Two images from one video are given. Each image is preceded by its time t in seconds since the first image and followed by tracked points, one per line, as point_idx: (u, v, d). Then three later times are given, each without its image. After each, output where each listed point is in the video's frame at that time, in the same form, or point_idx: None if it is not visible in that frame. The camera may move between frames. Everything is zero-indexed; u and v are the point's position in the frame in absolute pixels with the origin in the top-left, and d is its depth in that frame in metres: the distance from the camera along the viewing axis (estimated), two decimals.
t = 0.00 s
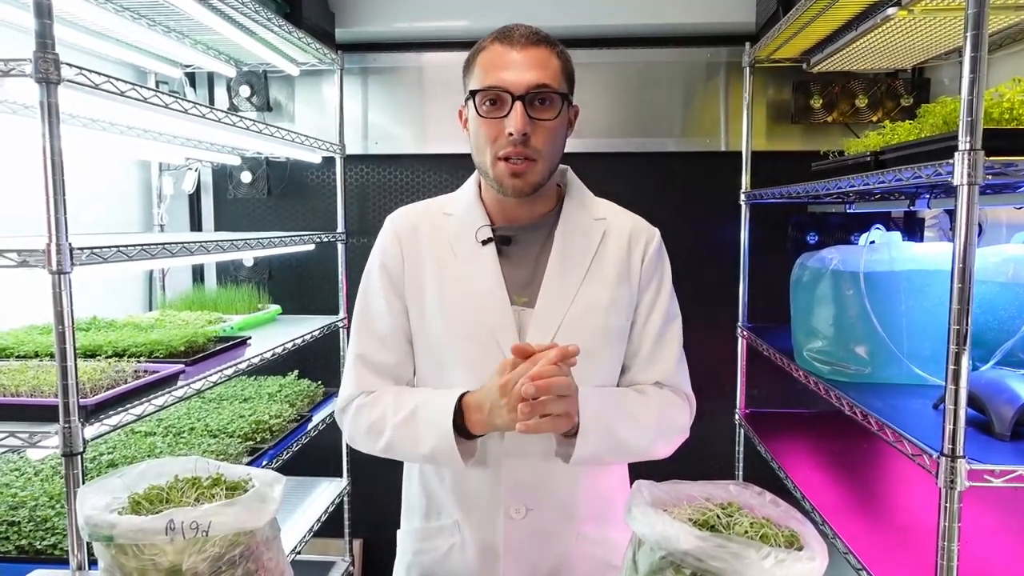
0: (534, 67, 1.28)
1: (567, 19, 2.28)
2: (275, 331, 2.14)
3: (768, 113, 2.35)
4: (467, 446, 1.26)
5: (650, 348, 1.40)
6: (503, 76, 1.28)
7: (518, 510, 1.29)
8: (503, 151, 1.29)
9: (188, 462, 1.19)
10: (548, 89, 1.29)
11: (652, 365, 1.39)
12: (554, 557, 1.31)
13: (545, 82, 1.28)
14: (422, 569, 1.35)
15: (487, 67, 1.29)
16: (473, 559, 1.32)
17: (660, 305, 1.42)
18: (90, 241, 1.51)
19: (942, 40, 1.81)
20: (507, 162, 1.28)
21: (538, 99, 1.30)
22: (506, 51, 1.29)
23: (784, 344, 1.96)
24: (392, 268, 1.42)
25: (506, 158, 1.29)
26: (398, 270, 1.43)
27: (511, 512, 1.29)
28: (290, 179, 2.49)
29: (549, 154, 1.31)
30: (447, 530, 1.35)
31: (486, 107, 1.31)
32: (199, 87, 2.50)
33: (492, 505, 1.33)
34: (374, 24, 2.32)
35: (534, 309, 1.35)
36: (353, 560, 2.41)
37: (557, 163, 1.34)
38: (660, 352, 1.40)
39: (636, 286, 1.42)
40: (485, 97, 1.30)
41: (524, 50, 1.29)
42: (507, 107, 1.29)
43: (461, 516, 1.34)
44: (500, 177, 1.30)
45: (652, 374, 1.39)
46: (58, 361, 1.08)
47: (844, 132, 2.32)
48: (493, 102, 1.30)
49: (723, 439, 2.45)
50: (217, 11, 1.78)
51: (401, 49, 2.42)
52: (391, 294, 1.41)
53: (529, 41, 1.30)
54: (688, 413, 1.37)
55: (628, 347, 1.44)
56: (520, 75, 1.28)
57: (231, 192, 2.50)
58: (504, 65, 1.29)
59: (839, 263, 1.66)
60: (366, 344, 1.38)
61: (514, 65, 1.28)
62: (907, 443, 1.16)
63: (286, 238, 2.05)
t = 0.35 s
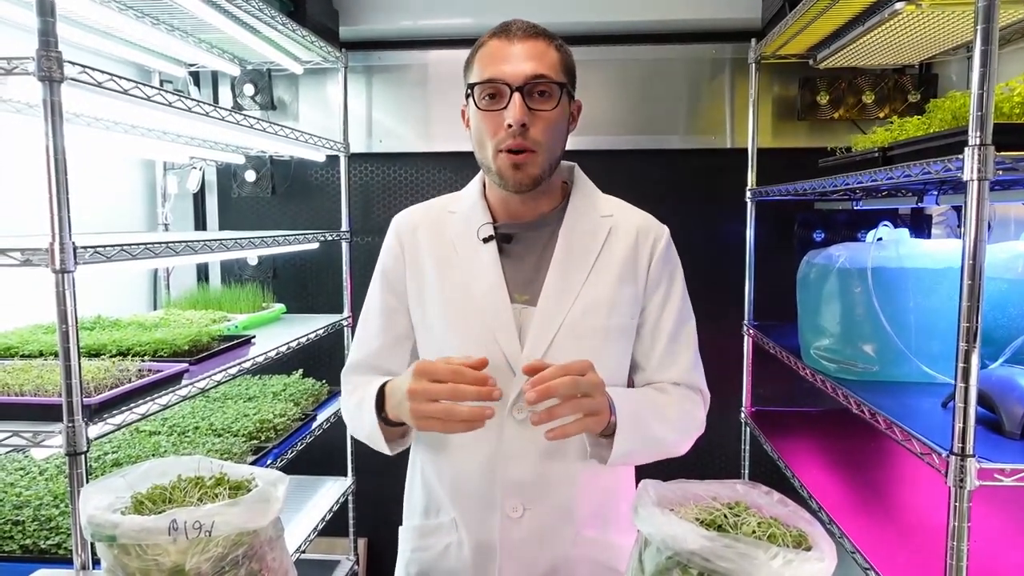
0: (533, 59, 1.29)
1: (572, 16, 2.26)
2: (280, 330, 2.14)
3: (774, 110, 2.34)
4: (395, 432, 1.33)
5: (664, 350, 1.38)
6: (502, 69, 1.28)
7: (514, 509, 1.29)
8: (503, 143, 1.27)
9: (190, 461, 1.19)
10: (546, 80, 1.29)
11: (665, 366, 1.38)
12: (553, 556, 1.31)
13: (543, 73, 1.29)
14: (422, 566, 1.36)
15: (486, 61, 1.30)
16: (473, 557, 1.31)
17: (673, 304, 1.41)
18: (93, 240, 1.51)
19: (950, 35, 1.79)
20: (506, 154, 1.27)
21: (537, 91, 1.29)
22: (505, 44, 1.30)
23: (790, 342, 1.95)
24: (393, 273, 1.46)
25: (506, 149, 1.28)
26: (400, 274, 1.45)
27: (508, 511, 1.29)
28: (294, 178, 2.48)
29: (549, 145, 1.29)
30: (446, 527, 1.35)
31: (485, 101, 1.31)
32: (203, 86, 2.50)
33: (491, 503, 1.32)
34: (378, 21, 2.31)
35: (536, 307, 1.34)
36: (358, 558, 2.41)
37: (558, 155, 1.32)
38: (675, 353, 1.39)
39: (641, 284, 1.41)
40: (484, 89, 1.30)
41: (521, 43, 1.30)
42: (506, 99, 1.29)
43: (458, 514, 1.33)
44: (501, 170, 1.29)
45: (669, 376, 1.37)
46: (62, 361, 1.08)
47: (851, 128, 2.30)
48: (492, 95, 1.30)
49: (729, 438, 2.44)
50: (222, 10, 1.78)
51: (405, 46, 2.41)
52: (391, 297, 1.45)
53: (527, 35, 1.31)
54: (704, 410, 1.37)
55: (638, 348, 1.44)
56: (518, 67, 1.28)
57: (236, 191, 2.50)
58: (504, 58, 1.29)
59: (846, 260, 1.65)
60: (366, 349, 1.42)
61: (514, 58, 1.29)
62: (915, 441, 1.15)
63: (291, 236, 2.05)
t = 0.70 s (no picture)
0: (542, 65, 1.29)
1: (576, 23, 2.27)
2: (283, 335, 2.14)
3: (779, 118, 2.34)
4: (365, 381, 1.28)
5: (663, 355, 1.38)
6: (512, 75, 1.28)
7: (514, 513, 1.29)
8: (509, 146, 1.27)
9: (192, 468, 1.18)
10: (555, 86, 1.29)
11: (666, 373, 1.38)
12: (552, 562, 1.30)
13: (552, 80, 1.29)
14: (421, 571, 1.35)
15: (496, 67, 1.30)
16: (472, 564, 1.31)
17: (675, 311, 1.40)
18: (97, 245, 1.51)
19: (957, 44, 1.79)
20: (513, 156, 1.27)
21: (545, 97, 1.29)
22: (516, 52, 1.30)
23: (795, 350, 1.94)
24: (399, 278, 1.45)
25: (513, 153, 1.28)
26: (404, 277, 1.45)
27: (508, 515, 1.29)
28: (298, 183, 2.49)
29: (555, 150, 1.29)
30: (445, 533, 1.34)
31: (495, 106, 1.30)
32: (208, 91, 2.51)
33: (490, 510, 1.31)
34: (384, 27, 2.32)
35: (539, 313, 1.34)
36: (360, 565, 2.40)
37: (564, 161, 1.32)
38: (677, 361, 1.38)
39: (645, 291, 1.41)
40: (494, 94, 1.30)
41: (532, 50, 1.30)
42: (515, 103, 1.28)
43: (458, 519, 1.33)
44: (507, 173, 1.29)
45: (667, 383, 1.37)
46: (65, 366, 1.08)
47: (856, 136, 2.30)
48: (501, 100, 1.30)
49: (732, 446, 2.43)
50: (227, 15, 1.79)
51: (411, 53, 2.41)
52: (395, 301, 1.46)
53: (538, 43, 1.32)
54: (703, 419, 1.36)
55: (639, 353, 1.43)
56: (528, 74, 1.28)
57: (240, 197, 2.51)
58: (514, 65, 1.29)
59: (851, 267, 1.64)
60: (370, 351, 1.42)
61: (523, 64, 1.29)
62: (922, 451, 1.14)
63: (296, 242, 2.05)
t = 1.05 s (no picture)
0: (546, 70, 1.28)
1: (583, 21, 2.26)
2: (289, 331, 2.14)
3: (786, 116, 2.33)
4: (407, 379, 1.25)
5: (667, 352, 1.37)
6: (516, 79, 1.28)
7: (515, 509, 1.29)
8: (513, 150, 1.28)
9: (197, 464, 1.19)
10: (560, 91, 1.28)
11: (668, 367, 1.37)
12: (553, 558, 1.29)
13: (556, 84, 1.28)
14: (423, 566, 1.35)
15: (500, 71, 1.29)
16: (474, 559, 1.31)
17: (676, 304, 1.40)
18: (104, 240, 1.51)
19: (967, 42, 1.77)
20: (518, 162, 1.27)
21: (549, 100, 1.28)
22: (520, 55, 1.30)
23: (801, 348, 1.93)
24: (402, 272, 1.44)
25: (517, 157, 1.28)
26: (409, 271, 1.44)
27: (509, 510, 1.29)
28: (304, 180, 2.49)
29: (559, 153, 1.29)
30: (447, 528, 1.35)
31: (498, 109, 1.30)
32: (215, 87, 2.52)
33: (492, 505, 1.32)
34: (391, 24, 2.32)
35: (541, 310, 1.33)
36: (364, 561, 2.40)
37: (568, 163, 1.32)
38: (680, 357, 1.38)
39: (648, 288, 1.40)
40: (498, 98, 1.30)
41: (536, 53, 1.30)
42: (519, 108, 1.28)
43: (460, 513, 1.33)
44: (512, 177, 1.30)
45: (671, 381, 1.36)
46: (71, 362, 1.09)
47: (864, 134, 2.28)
48: (505, 104, 1.30)
49: (737, 444, 2.43)
50: (233, 12, 1.79)
51: (418, 49, 2.41)
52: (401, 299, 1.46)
53: (542, 44, 1.31)
54: (697, 409, 1.34)
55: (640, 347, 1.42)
56: (532, 78, 1.27)
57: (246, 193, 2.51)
58: (518, 69, 1.28)
59: (858, 266, 1.63)
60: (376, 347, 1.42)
61: (528, 68, 1.28)
62: (927, 451, 1.13)
63: (301, 238, 2.05)
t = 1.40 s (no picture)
0: (545, 70, 1.28)
1: (589, 21, 2.27)
2: (297, 330, 2.16)
3: (793, 115, 2.32)
4: (396, 390, 1.27)
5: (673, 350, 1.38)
6: (514, 82, 1.29)
7: (519, 505, 1.30)
8: (515, 154, 1.28)
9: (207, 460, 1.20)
10: (559, 92, 1.29)
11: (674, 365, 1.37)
12: (559, 554, 1.30)
13: (555, 85, 1.28)
14: (430, 562, 1.36)
15: (499, 74, 1.30)
16: (479, 555, 1.32)
17: (682, 302, 1.40)
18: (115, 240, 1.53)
19: (974, 40, 1.77)
20: (520, 164, 1.28)
21: (549, 101, 1.29)
22: (518, 56, 1.30)
23: (808, 348, 1.93)
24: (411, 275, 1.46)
25: (519, 161, 1.28)
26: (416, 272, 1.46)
27: (514, 507, 1.30)
28: (312, 180, 2.51)
29: (560, 153, 1.29)
30: (454, 524, 1.35)
31: (497, 112, 1.31)
32: (224, 88, 2.54)
33: (497, 502, 1.32)
34: (398, 25, 2.33)
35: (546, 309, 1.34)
36: (373, 559, 2.41)
37: (570, 163, 1.33)
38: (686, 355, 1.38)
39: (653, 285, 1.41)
40: (497, 101, 1.31)
41: (534, 54, 1.30)
42: (518, 111, 1.29)
43: (467, 511, 1.34)
44: (514, 179, 1.30)
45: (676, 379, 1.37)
46: (84, 360, 1.10)
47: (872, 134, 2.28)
48: (504, 107, 1.31)
49: (745, 444, 2.42)
50: (242, 13, 1.80)
51: (425, 50, 2.42)
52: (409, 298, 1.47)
53: (539, 44, 1.31)
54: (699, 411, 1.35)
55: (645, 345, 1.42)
56: (531, 80, 1.28)
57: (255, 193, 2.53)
58: (517, 70, 1.29)
59: (865, 265, 1.63)
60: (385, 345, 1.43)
61: (526, 69, 1.29)
62: (934, 449, 1.13)
63: (309, 238, 2.06)
